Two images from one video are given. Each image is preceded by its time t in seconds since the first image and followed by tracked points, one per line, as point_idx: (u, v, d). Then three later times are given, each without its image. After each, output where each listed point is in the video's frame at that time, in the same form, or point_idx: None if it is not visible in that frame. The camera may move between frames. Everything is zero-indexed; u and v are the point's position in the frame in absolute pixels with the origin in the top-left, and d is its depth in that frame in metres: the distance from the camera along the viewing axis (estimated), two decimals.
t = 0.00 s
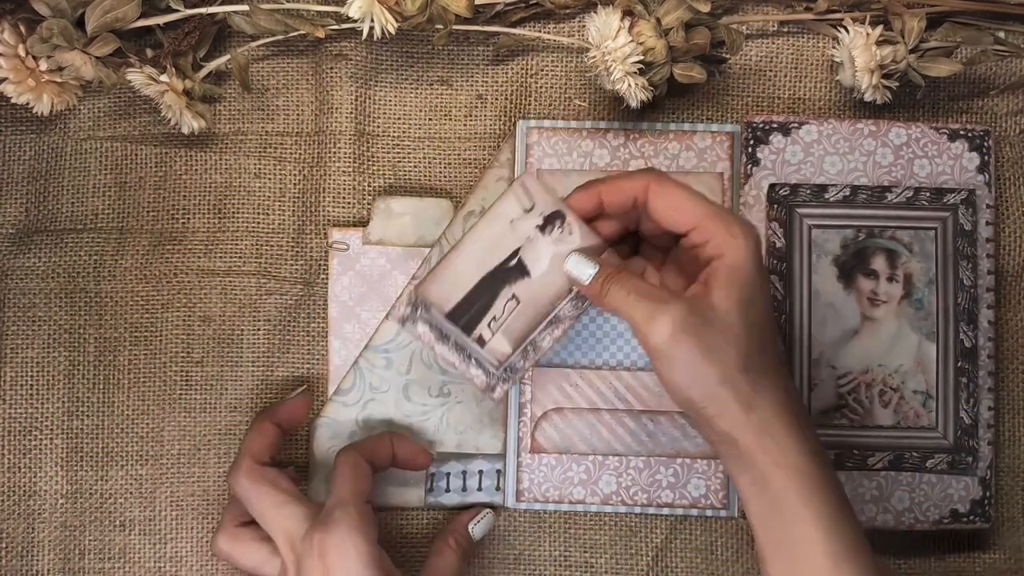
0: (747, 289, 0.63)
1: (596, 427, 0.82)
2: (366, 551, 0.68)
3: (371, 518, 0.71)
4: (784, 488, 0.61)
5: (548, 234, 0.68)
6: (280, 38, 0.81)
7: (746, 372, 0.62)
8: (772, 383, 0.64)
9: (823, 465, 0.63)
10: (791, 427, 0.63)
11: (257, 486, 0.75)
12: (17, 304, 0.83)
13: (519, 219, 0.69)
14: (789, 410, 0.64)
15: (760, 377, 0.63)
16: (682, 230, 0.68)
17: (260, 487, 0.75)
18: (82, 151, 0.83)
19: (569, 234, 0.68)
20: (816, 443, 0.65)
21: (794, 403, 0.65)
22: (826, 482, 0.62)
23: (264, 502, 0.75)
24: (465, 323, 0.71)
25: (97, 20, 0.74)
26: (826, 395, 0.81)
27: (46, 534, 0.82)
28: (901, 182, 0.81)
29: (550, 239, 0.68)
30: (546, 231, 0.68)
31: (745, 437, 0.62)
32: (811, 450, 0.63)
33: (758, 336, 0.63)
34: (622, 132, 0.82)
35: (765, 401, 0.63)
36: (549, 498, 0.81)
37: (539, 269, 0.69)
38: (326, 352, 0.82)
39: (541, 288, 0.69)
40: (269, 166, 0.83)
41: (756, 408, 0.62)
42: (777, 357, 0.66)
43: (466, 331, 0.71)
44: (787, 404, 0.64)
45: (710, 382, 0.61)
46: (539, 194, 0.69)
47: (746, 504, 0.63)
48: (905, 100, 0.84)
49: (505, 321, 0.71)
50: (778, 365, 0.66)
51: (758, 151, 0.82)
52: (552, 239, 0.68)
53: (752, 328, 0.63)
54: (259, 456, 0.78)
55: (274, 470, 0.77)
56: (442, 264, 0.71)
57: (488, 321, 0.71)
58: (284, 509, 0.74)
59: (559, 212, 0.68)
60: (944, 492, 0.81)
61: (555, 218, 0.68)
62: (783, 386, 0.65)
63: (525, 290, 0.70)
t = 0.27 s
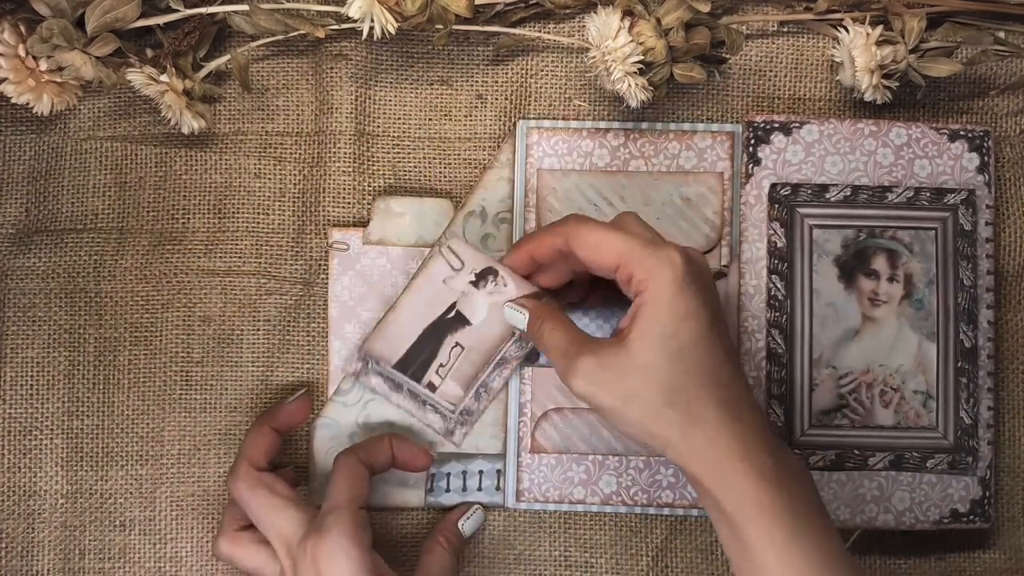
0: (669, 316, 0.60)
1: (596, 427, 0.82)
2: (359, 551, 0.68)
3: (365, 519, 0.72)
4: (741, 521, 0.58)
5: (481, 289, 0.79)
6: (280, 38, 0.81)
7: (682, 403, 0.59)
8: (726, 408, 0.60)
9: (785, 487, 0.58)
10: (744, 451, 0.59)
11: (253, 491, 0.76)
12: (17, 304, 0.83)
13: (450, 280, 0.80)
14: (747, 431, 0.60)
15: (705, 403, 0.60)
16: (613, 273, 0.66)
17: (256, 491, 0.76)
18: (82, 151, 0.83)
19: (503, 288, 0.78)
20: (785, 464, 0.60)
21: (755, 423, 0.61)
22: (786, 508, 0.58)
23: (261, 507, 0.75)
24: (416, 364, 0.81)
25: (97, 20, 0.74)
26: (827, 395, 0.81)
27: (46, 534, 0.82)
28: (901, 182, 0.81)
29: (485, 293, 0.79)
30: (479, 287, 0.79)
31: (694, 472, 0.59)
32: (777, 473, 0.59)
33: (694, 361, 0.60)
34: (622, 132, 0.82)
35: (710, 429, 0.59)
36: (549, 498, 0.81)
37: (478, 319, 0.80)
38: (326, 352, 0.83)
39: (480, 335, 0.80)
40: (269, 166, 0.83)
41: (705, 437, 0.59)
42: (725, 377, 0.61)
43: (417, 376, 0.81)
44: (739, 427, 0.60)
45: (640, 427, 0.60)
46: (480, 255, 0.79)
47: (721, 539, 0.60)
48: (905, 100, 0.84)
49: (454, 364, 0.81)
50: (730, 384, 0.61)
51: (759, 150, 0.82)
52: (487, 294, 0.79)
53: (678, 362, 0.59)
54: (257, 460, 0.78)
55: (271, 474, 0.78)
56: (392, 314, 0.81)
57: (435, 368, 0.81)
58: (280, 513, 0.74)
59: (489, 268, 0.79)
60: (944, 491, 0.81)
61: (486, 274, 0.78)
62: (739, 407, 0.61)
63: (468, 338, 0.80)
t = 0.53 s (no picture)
0: (634, 331, 0.59)
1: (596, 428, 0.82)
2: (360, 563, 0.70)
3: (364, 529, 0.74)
4: (728, 532, 0.56)
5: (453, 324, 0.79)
6: (280, 38, 0.81)
7: (658, 414, 0.58)
8: (705, 415, 0.58)
9: (774, 492, 0.56)
10: (730, 458, 0.57)
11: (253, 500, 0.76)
12: (17, 304, 0.83)
13: (421, 326, 0.80)
14: (729, 436, 0.57)
15: (681, 413, 0.58)
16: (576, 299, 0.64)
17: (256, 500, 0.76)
18: (82, 151, 0.83)
19: (474, 317, 0.77)
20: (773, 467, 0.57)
21: (738, 427, 0.58)
22: (776, 517, 0.56)
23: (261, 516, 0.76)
24: (422, 419, 0.81)
25: (97, 20, 0.74)
26: (827, 395, 0.81)
27: (46, 534, 0.82)
28: (901, 182, 0.81)
29: (459, 327, 0.79)
30: (450, 324, 0.79)
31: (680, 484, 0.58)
32: (762, 479, 0.56)
33: (665, 372, 0.58)
34: (622, 132, 0.82)
35: (688, 439, 0.57)
36: (550, 498, 0.81)
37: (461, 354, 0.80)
38: (326, 352, 0.83)
39: (471, 371, 0.80)
40: (269, 166, 0.83)
41: (683, 447, 0.57)
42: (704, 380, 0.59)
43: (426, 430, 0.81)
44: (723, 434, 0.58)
45: (622, 440, 0.59)
46: (435, 292, 0.80)
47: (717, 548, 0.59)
48: (905, 100, 0.84)
49: (457, 406, 0.81)
50: (712, 390, 0.59)
51: (760, 150, 0.82)
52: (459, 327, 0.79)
53: (648, 373, 0.58)
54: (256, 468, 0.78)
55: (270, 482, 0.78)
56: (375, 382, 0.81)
57: (440, 415, 0.81)
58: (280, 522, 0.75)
59: (454, 303, 0.79)
60: (944, 491, 0.81)
61: (454, 309, 0.79)
62: (719, 411, 0.58)
63: (462, 376, 0.81)
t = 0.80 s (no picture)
0: (597, 336, 0.57)
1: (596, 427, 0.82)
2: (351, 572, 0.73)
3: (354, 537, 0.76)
4: (700, 539, 0.54)
5: (423, 343, 0.82)
6: (280, 38, 0.81)
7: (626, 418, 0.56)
8: (674, 420, 0.56)
9: (748, 497, 0.54)
10: (701, 462, 0.55)
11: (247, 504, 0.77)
12: (17, 304, 0.82)
13: (393, 351, 0.82)
14: (698, 440, 0.56)
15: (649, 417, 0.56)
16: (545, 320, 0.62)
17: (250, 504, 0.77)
18: (82, 151, 0.83)
19: (442, 331, 0.82)
20: (746, 472, 0.55)
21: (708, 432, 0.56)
22: (750, 521, 0.53)
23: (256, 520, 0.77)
24: (416, 443, 0.82)
25: (97, 20, 0.74)
26: (827, 395, 0.81)
27: (46, 534, 0.82)
28: (901, 182, 0.81)
29: (429, 344, 0.82)
30: (420, 343, 0.82)
31: (654, 489, 0.56)
32: (733, 485, 0.54)
33: (632, 376, 0.56)
34: (622, 132, 0.82)
35: (657, 443, 0.56)
36: (550, 498, 0.81)
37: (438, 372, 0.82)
38: (326, 352, 0.83)
39: (452, 387, 0.82)
40: (269, 166, 0.83)
41: (652, 452, 0.56)
42: (675, 385, 0.58)
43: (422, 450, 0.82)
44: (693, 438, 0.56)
45: (594, 446, 0.58)
46: (395, 315, 0.82)
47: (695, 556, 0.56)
48: (905, 100, 0.84)
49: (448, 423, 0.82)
50: (683, 393, 0.58)
51: (760, 150, 0.82)
52: (430, 345, 0.82)
53: (614, 378, 0.56)
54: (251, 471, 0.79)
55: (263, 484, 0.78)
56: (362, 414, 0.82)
57: (433, 436, 0.82)
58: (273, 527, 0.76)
59: (419, 323, 0.82)
60: (944, 491, 0.81)
61: (420, 328, 0.82)
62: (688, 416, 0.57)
63: (447, 393, 0.82)
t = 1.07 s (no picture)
0: (573, 345, 0.56)
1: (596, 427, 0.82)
2: None
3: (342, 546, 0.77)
4: (681, 540, 0.54)
5: (412, 349, 0.82)
6: (280, 38, 0.81)
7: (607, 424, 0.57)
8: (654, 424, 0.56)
9: (728, 497, 0.54)
10: (681, 464, 0.55)
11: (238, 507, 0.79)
12: (17, 304, 0.82)
13: (383, 359, 0.82)
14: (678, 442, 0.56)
15: (629, 423, 0.56)
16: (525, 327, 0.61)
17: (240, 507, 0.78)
18: (82, 151, 0.83)
19: (431, 336, 0.82)
20: (727, 472, 0.55)
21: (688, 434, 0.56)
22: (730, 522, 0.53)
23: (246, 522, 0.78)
24: (415, 450, 0.82)
25: (97, 20, 0.74)
26: (828, 395, 0.81)
27: (46, 533, 0.82)
28: (901, 182, 0.81)
29: (419, 349, 0.82)
30: (410, 350, 0.82)
31: (636, 491, 0.57)
32: (713, 486, 0.54)
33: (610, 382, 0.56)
34: (622, 132, 0.82)
35: (638, 447, 0.56)
36: (550, 498, 0.81)
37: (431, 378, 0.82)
38: (326, 352, 0.83)
39: (446, 392, 0.82)
40: (269, 167, 0.83)
41: (633, 456, 0.56)
42: (654, 387, 0.57)
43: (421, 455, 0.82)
44: (673, 440, 0.56)
45: (577, 451, 0.59)
46: (384, 322, 0.82)
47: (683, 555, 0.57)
48: (905, 100, 0.84)
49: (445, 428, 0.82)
50: (663, 396, 0.57)
51: (760, 150, 0.82)
52: (420, 350, 0.82)
53: (592, 385, 0.56)
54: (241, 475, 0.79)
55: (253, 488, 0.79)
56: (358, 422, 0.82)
57: (431, 442, 0.82)
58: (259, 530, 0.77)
59: (407, 329, 0.82)
60: (944, 491, 0.81)
61: (409, 334, 0.82)
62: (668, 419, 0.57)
63: (441, 398, 0.82)
